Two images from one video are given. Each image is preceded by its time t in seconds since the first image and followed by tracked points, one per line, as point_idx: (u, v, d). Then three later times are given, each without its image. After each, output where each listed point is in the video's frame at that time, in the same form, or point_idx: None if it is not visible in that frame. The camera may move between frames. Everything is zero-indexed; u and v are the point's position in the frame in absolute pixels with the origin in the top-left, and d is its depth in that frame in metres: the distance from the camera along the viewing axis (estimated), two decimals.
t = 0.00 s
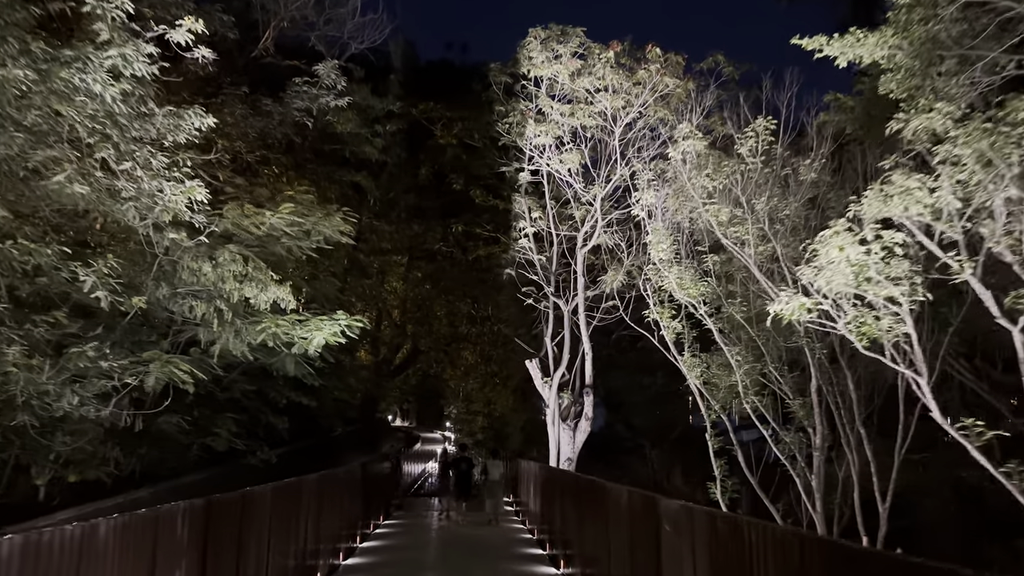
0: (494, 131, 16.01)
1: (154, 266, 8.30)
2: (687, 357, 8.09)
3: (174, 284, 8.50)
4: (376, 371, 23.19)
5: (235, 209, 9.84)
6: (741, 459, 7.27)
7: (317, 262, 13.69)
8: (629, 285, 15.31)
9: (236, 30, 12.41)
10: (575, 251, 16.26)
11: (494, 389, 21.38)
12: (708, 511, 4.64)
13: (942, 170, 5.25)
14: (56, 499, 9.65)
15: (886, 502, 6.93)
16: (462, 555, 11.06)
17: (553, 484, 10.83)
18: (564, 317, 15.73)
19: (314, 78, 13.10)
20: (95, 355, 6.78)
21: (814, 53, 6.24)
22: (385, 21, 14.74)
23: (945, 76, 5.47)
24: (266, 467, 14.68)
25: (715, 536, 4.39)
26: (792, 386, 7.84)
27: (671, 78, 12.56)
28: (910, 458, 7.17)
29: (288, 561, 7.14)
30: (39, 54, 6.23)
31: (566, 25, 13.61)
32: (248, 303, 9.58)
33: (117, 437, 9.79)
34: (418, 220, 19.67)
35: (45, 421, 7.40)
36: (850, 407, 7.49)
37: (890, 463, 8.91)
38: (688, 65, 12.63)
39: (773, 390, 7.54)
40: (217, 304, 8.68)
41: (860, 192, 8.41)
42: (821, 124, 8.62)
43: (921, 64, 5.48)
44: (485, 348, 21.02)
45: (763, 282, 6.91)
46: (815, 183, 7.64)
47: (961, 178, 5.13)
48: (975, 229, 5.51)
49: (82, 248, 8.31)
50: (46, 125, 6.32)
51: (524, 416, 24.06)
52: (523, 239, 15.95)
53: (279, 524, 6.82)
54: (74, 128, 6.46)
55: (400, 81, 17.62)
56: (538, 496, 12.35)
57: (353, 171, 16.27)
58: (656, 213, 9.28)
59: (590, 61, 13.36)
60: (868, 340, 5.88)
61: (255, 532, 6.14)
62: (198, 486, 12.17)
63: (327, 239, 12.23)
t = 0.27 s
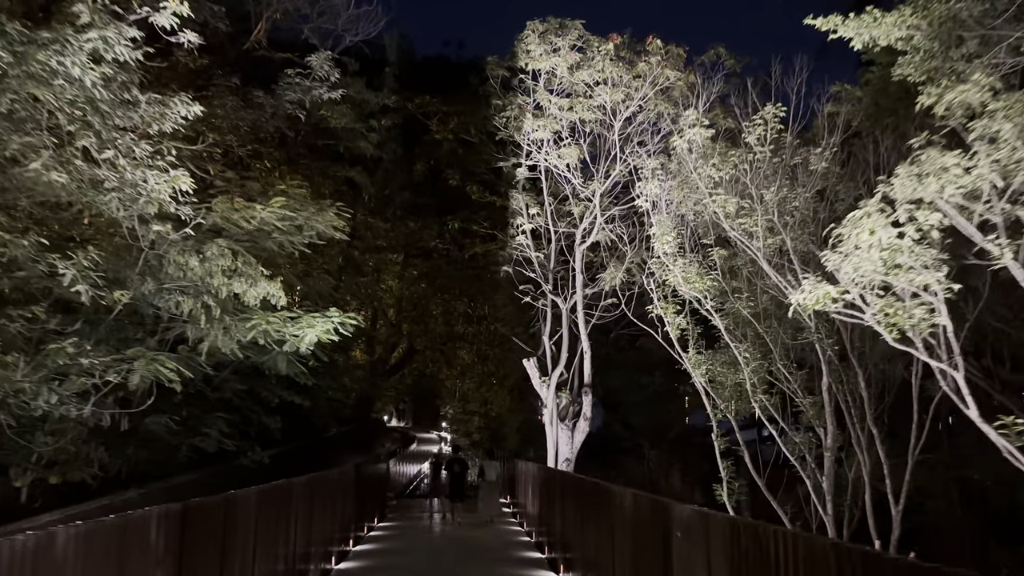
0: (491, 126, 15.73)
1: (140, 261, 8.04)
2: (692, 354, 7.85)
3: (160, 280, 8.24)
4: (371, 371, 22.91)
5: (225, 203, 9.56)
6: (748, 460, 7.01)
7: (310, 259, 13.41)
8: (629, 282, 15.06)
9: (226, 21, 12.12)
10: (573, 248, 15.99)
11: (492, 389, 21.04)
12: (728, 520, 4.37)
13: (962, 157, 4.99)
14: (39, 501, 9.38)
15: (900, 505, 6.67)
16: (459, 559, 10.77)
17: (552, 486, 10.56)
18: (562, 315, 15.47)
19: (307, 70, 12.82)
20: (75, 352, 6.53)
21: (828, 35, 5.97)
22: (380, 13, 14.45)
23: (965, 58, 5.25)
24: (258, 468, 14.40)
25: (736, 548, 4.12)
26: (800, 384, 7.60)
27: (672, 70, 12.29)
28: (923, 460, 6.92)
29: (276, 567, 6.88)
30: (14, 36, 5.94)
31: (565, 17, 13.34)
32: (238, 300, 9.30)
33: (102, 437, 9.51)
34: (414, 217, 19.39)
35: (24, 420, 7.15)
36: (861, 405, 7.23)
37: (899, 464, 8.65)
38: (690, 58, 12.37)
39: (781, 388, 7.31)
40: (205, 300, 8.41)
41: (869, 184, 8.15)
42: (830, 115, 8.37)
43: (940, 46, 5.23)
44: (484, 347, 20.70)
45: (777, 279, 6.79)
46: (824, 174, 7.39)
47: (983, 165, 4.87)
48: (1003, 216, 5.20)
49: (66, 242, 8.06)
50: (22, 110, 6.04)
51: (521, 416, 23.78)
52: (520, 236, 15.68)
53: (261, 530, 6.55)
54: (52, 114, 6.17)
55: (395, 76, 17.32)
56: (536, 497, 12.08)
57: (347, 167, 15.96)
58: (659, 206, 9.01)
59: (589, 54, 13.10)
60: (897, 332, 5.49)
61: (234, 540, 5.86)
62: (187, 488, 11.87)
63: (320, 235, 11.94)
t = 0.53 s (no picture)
0: (487, 119, 15.45)
1: (124, 253, 7.76)
2: (697, 349, 7.60)
3: (145, 273, 7.96)
4: (366, 369, 22.64)
5: (214, 194, 9.28)
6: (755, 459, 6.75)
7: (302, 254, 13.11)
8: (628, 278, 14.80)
9: (217, 10, 11.85)
10: (572, 244, 15.71)
11: (488, 387, 20.82)
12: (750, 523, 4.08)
13: (989, 133, 4.73)
14: (19, 502, 9.09)
15: (914, 505, 6.39)
16: (456, 561, 10.47)
17: (551, 487, 10.27)
18: (560, 312, 15.19)
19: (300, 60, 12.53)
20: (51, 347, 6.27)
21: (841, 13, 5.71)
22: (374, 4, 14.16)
23: (986, 34, 5.00)
24: (249, 468, 14.11)
25: (760, 553, 3.84)
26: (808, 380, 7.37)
27: (673, 61, 12.02)
28: (937, 458, 6.66)
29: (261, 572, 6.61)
30: None
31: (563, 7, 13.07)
32: (226, 294, 9.02)
33: (86, 435, 9.23)
34: (409, 213, 19.12)
35: None
36: (875, 402, 6.97)
37: (909, 463, 8.40)
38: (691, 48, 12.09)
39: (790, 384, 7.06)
40: (191, 294, 8.12)
41: (878, 173, 7.89)
42: (840, 105, 8.08)
43: (961, 21, 4.97)
44: (480, 346, 20.38)
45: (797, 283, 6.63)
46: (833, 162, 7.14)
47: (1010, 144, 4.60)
48: None
49: (48, 232, 7.78)
50: None
51: (519, 415, 23.50)
52: (517, 232, 15.39)
53: (244, 531, 6.28)
54: (25, 94, 5.88)
55: (390, 69, 17.04)
56: (535, 498, 11.77)
57: (341, 161, 15.66)
58: (661, 196, 8.73)
59: (588, 45, 12.83)
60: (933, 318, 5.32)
61: (211, 543, 5.58)
62: (176, 488, 11.56)
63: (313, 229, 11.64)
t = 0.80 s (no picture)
0: (485, 113, 15.15)
1: (109, 247, 7.48)
2: (706, 346, 7.36)
3: (131, 267, 7.68)
4: (362, 369, 22.34)
5: (206, 183, 9.01)
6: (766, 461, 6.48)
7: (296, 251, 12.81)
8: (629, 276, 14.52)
9: None
10: (571, 241, 15.43)
11: (484, 387, 21.10)
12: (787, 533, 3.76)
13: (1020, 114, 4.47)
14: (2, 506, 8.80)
15: (933, 509, 6.12)
16: (453, 565, 10.18)
17: (551, 489, 9.99)
18: (560, 310, 14.90)
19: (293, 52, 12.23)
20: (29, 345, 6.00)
21: None
22: None
23: (1016, 12, 4.73)
24: (242, 470, 13.81)
25: (798, 565, 3.53)
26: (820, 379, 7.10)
27: (676, 52, 11.72)
28: (956, 460, 6.39)
29: None
30: None
31: None
32: (216, 290, 8.72)
33: (72, 436, 8.94)
34: (405, 210, 18.82)
35: None
36: (891, 401, 6.69)
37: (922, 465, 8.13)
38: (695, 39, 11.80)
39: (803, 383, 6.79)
40: (178, 289, 7.83)
41: (891, 165, 7.62)
42: (853, 93, 7.75)
43: None
44: (477, 346, 20.65)
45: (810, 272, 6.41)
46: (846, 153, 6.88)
47: None
48: None
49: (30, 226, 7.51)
50: None
51: (517, 416, 23.21)
52: (516, 229, 15.10)
53: (228, 537, 5.99)
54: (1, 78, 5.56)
55: (386, 62, 16.73)
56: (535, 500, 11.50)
57: (336, 156, 15.35)
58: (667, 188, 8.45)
59: (588, 36, 12.54)
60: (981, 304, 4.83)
61: (192, 550, 5.29)
62: (166, 490, 11.24)
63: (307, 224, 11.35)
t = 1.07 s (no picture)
0: (482, 106, 14.86)
1: (92, 239, 7.21)
2: (715, 342, 7.13)
3: (115, 261, 7.40)
4: (356, 368, 22.04)
5: (196, 172, 8.74)
6: (776, 462, 6.22)
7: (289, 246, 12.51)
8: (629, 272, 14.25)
9: None
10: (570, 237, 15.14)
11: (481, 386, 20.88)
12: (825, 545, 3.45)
13: None
14: None
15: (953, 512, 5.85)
16: (450, 569, 9.88)
17: (551, 491, 9.70)
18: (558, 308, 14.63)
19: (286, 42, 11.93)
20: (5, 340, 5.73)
21: None
22: None
23: None
24: (233, 470, 13.51)
25: None
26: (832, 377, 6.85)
27: (678, 43, 11.45)
28: (974, 461, 6.14)
29: None
30: None
31: None
32: (205, 285, 8.44)
33: (55, 437, 8.64)
34: (401, 207, 18.51)
35: None
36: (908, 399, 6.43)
37: (935, 466, 7.85)
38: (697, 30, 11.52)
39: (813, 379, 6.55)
40: (164, 284, 7.54)
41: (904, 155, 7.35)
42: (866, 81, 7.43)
43: None
44: (474, 345, 20.56)
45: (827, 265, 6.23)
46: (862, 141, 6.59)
47: None
48: None
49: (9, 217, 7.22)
50: None
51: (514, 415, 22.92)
52: (513, 225, 14.81)
53: (212, 543, 5.72)
54: None
55: (381, 55, 16.42)
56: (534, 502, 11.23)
57: (330, 151, 15.04)
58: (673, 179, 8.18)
59: (588, 27, 12.27)
60: None
61: (170, 557, 5.02)
62: (155, 492, 10.94)
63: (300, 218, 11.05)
